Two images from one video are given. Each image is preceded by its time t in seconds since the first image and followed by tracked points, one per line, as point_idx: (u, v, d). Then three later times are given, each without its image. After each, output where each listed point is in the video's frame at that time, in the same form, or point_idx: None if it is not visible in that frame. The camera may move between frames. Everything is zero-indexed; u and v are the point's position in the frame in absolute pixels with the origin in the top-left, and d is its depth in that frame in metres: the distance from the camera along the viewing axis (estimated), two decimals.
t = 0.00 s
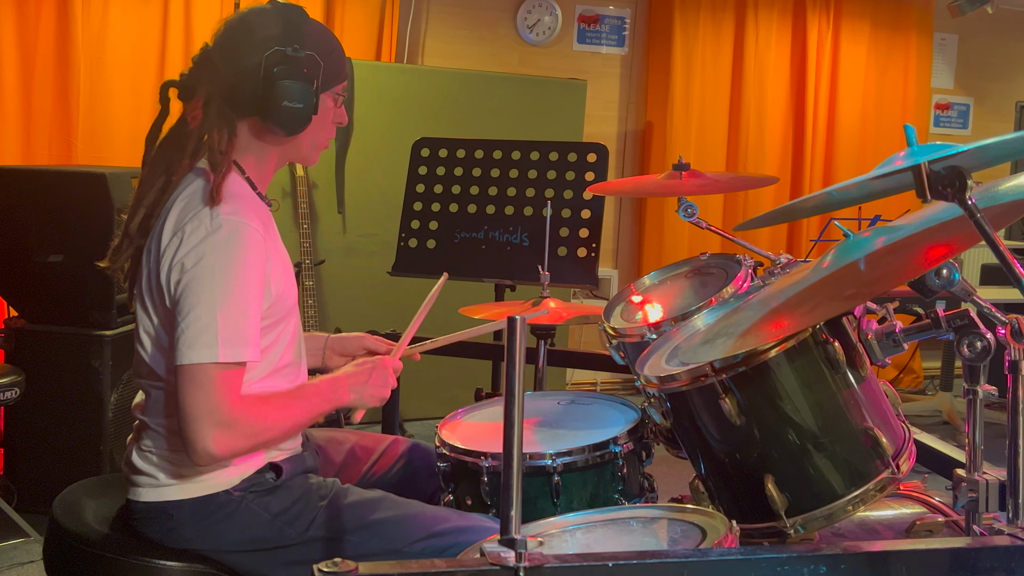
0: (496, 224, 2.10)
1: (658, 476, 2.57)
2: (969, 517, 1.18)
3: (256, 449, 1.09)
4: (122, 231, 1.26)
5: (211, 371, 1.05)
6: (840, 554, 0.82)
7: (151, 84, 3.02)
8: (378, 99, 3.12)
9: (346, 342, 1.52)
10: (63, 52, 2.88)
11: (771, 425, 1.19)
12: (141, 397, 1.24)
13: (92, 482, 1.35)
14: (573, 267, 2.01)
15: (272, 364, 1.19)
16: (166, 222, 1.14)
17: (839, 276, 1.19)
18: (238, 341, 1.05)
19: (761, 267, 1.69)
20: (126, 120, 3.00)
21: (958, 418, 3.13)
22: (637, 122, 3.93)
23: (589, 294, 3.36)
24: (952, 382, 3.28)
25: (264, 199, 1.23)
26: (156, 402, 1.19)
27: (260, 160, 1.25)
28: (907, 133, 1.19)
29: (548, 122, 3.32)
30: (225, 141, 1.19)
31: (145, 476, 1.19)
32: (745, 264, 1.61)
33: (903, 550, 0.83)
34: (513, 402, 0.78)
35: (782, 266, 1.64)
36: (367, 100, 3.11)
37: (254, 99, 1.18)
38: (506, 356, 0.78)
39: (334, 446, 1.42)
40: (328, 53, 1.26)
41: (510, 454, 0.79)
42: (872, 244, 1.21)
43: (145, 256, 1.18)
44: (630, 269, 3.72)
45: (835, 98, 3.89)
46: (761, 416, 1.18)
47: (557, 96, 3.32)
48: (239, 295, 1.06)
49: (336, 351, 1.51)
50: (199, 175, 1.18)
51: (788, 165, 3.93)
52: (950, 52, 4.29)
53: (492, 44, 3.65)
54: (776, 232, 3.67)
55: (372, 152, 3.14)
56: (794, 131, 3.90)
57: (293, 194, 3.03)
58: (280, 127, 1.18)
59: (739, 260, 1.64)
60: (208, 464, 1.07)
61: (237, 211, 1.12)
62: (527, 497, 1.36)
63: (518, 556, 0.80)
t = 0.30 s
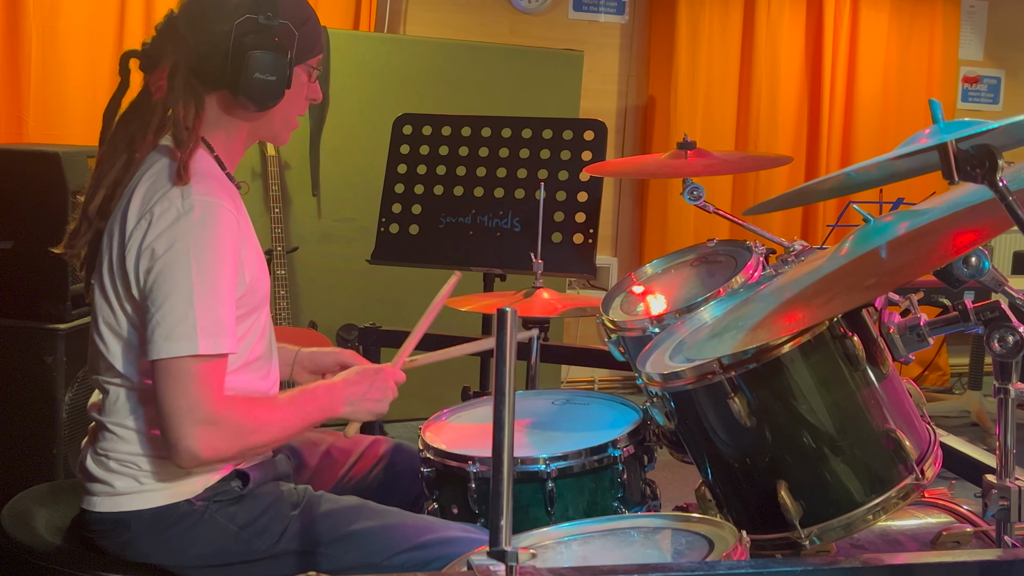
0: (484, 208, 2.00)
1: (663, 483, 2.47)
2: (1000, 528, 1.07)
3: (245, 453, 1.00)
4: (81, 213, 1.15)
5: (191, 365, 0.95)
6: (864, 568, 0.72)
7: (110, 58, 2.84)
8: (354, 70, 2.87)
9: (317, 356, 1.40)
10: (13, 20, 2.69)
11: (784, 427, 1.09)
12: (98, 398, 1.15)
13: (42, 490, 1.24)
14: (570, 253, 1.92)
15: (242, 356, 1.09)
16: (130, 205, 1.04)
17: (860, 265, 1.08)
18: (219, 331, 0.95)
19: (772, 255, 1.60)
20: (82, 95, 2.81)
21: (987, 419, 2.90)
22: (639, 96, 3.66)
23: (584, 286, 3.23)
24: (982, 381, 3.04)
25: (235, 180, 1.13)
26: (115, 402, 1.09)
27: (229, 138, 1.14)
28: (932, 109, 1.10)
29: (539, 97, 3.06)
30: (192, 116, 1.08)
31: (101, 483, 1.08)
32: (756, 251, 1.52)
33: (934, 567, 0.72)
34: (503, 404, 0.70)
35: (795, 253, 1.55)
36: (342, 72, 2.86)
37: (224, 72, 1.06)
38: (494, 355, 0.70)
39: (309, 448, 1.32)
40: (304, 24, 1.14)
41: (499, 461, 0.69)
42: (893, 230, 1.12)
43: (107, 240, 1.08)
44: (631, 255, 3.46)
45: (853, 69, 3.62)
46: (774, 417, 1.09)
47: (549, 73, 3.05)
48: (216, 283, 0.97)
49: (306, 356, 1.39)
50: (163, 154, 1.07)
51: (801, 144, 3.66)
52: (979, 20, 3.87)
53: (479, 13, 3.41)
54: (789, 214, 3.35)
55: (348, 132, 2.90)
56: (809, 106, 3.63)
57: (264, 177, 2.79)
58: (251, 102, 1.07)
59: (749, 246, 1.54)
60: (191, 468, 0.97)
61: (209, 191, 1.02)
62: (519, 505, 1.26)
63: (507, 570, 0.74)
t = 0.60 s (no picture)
0: (473, 192, 1.92)
1: (666, 488, 2.39)
2: None
3: (266, 429, 0.92)
4: (37, 197, 1.06)
5: (192, 357, 0.86)
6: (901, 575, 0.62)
7: (67, 27, 2.54)
8: (333, 44, 2.67)
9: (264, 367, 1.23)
10: None
11: (797, 429, 1.00)
12: (56, 398, 1.00)
13: None
14: (564, 241, 1.83)
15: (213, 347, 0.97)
16: (90, 193, 0.93)
17: (878, 254, 0.99)
18: (212, 317, 0.87)
19: (784, 243, 1.52)
20: (38, 71, 2.54)
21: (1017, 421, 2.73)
22: (639, 72, 3.15)
23: (581, 277, 3.13)
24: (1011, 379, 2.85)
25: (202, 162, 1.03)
26: (74, 400, 0.95)
27: (195, 118, 1.04)
28: (958, 84, 1.01)
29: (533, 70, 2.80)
30: (153, 93, 0.99)
31: (59, 488, 0.95)
32: (766, 238, 1.45)
33: None
34: (493, 403, 0.64)
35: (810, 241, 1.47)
36: (319, 44, 2.66)
37: (188, 43, 0.97)
38: (483, 350, 0.64)
39: (283, 453, 1.25)
40: None
41: (490, 464, 0.64)
42: (914, 217, 1.04)
43: (66, 235, 0.96)
44: (632, 242, 3.26)
45: (874, 34, 2.96)
46: (786, 417, 1.00)
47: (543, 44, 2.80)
48: (198, 265, 0.88)
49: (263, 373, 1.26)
50: (122, 135, 0.97)
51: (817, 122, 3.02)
52: None
53: None
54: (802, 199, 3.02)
55: (327, 107, 2.70)
56: (824, 78, 3.00)
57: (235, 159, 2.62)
58: (218, 77, 0.98)
59: (758, 234, 1.47)
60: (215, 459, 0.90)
61: (174, 170, 0.92)
62: (511, 514, 1.18)
63: None
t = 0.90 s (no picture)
0: (469, 185, 1.89)
1: (666, 491, 2.35)
2: None
3: (254, 445, 0.89)
4: (28, 176, 1.00)
5: (183, 359, 0.83)
6: None
7: (52, 14, 2.42)
8: (326, 31, 2.63)
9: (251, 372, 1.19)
10: None
11: (803, 430, 0.97)
12: (43, 396, 0.96)
13: None
14: (563, 236, 1.81)
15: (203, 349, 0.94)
16: (85, 184, 0.89)
17: (889, 247, 0.95)
18: (209, 318, 0.84)
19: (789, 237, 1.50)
20: (21, 59, 2.41)
21: None
22: (640, 62, 3.12)
23: (579, 273, 3.10)
24: None
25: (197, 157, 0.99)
26: (65, 399, 0.90)
27: (188, 108, 0.99)
28: (969, 75, 0.97)
29: (532, 60, 2.77)
30: (153, 78, 0.94)
31: (47, 490, 0.90)
32: (769, 234, 1.42)
33: None
34: (489, 404, 0.61)
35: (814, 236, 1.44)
36: (312, 32, 2.62)
37: (191, 29, 0.92)
38: (479, 349, 0.61)
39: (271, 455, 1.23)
40: None
41: (485, 467, 0.63)
42: (924, 211, 1.00)
43: (57, 229, 0.91)
44: (632, 238, 3.24)
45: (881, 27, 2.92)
46: (791, 418, 0.97)
47: (546, 34, 2.77)
48: (198, 264, 0.85)
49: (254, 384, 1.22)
50: (122, 125, 0.93)
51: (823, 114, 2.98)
52: None
53: None
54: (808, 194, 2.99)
55: (317, 98, 2.67)
56: (830, 71, 2.97)
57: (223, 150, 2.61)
58: (218, 68, 0.94)
59: (763, 229, 1.44)
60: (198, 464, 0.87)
61: (174, 163, 0.89)
62: (507, 518, 1.16)
63: None
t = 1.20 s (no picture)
0: (469, 185, 1.89)
1: (666, 492, 2.35)
2: None
3: (249, 442, 0.89)
4: (37, 177, 1.00)
5: (182, 358, 0.83)
6: None
7: (52, 15, 2.42)
8: (327, 32, 2.63)
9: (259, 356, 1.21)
10: None
11: (803, 430, 0.97)
12: (46, 394, 0.97)
13: None
14: (563, 236, 1.81)
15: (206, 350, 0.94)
16: (90, 184, 0.89)
17: (890, 246, 0.95)
18: (209, 318, 0.84)
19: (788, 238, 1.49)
20: (21, 60, 2.41)
21: None
22: (640, 62, 3.12)
23: (579, 273, 3.10)
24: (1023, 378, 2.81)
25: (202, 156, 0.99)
26: (68, 397, 0.90)
27: (194, 109, 0.99)
28: (969, 75, 0.97)
29: (531, 59, 2.77)
30: (152, 77, 0.95)
31: (48, 487, 0.90)
32: (769, 233, 1.42)
33: None
34: (489, 403, 0.61)
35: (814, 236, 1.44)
36: (312, 33, 2.62)
37: (191, 26, 0.92)
38: (479, 348, 0.61)
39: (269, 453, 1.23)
40: None
41: (485, 467, 0.63)
42: (924, 210, 1.00)
43: (62, 228, 0.91)
44: (632, 238, 3.24)
45: (881, 28, 2.92)
46: (791, 418, 0.97)
47: (546, 34, 2.77)
48: (201, 263, 0.85)
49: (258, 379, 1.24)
50: (127, 124, 0.93)
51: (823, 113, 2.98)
52: None
53: None
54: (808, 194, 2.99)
55: (317, 98, 2.67)
56: (830, 72, 2.97)
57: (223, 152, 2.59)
58: (217, 66, 0.94)
59: (762, 229, 1.44)
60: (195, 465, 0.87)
61: (179, 162, 0.89)
62: (507, 517, 1.15)
63: None
